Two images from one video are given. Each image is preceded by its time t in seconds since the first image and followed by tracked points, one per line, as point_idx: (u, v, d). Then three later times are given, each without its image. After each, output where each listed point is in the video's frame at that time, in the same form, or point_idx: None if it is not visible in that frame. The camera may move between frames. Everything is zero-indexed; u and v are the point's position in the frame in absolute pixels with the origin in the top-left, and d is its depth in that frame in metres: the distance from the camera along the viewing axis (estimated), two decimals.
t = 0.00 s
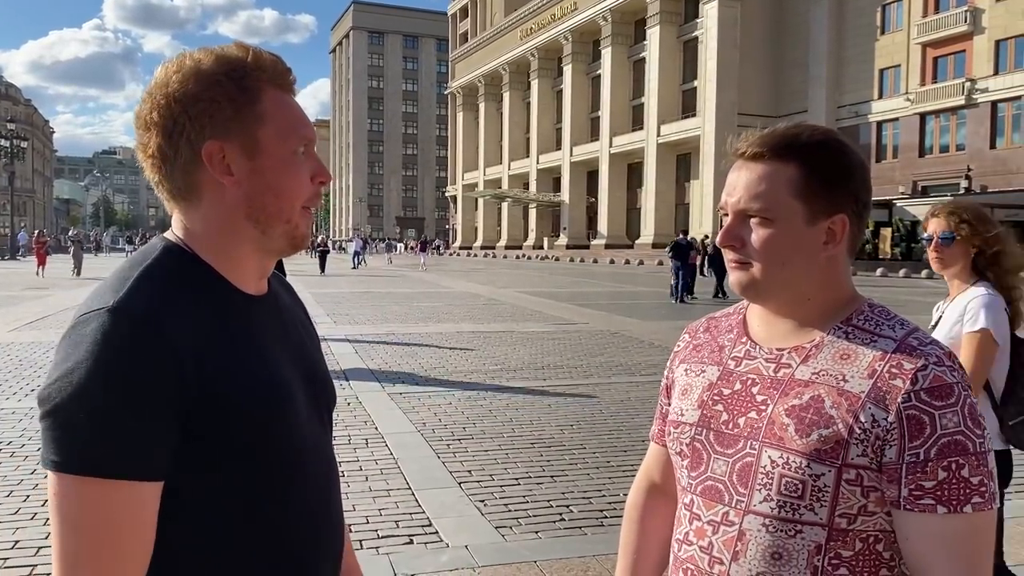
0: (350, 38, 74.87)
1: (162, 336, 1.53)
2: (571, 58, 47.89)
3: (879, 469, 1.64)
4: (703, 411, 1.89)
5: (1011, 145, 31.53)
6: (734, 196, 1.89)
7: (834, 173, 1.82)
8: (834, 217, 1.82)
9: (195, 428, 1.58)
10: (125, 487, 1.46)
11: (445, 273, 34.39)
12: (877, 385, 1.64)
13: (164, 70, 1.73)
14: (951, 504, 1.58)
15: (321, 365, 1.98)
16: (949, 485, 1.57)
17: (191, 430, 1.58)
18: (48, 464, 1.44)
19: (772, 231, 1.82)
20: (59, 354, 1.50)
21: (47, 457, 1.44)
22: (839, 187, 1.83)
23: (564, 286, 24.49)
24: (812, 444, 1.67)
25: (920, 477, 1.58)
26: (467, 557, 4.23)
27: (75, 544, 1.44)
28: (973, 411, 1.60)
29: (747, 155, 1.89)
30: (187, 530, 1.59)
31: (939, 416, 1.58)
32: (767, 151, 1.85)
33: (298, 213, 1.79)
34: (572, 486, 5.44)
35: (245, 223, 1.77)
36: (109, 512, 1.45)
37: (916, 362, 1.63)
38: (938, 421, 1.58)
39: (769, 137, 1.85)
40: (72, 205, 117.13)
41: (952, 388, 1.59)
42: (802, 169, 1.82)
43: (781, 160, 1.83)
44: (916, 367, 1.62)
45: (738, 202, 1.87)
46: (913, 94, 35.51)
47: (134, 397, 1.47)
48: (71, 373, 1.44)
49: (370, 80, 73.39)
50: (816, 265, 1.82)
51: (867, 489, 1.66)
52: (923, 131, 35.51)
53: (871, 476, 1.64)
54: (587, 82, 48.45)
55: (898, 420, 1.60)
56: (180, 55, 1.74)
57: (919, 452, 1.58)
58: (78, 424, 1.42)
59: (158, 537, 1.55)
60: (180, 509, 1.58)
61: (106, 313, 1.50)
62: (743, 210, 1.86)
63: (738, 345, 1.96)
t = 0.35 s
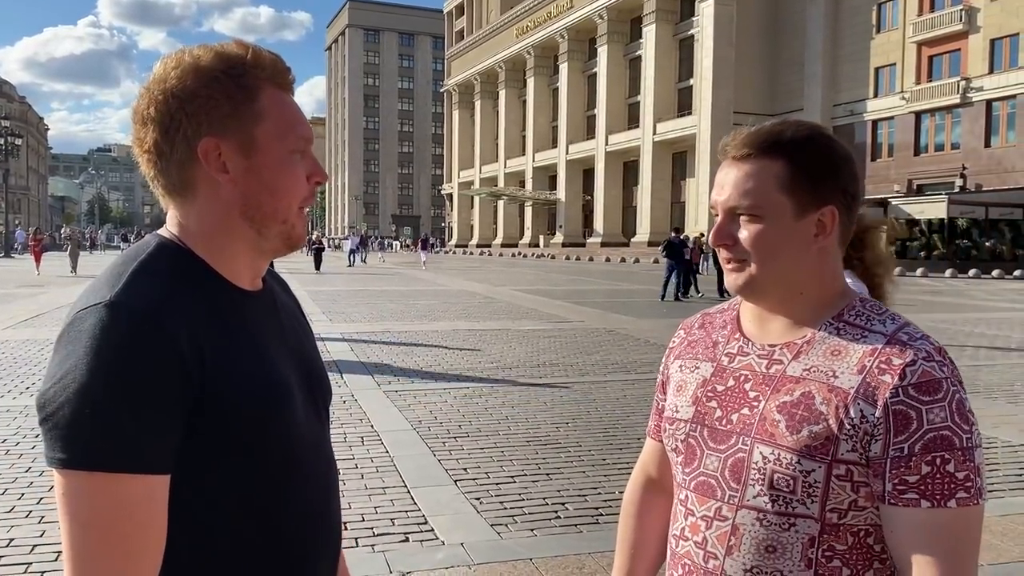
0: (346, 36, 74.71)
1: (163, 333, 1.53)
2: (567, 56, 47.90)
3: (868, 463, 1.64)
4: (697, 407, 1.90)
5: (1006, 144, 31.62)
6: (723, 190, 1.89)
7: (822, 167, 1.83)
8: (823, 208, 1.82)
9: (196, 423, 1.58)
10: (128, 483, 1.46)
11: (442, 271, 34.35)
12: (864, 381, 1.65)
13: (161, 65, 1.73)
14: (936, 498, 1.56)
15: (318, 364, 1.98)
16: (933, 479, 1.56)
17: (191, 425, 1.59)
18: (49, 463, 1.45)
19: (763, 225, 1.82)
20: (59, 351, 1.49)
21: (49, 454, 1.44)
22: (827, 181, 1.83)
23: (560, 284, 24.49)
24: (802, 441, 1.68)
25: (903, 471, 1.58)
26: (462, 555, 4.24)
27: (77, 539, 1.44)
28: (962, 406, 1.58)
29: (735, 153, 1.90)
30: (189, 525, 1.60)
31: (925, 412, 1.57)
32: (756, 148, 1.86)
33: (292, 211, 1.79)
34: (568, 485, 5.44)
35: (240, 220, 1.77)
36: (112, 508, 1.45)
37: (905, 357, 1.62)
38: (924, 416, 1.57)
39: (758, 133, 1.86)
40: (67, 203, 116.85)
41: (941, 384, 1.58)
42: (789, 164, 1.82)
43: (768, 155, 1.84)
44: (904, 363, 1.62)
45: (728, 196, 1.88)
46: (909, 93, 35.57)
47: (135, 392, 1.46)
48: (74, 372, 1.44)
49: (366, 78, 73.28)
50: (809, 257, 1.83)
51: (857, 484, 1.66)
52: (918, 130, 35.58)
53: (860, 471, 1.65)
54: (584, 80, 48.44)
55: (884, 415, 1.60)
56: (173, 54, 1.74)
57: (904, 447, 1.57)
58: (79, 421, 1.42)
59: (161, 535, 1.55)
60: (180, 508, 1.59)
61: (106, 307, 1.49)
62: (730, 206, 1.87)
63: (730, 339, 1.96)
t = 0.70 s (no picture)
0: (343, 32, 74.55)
1: (150, 333, 1.52)
2: (564, 53, 47.84)
3: (861, 470, 1.63)
4: (701, 423, 1.91)
5: (1002, 142, 31.64)
6: (698, 209, 1.91)
7: (786, 173, 1.84)
8: (785, 204, 1.82)
9: (184, 420, 1.58)
10: (112, 480, 1.45)
11: (439, 268, 34.36)
12: (852, 387, 1.63)
13: (168, 63, 1.73)
14: (925, 500, 1.52)
15: (317, 360, 1.97)
16: (921, 481, 1.52)
17: (175, 425, 1.57)
18: (32, 457, 1.44)
19: (727, 234, 1.84)
20: (45, 350, 1.48)
21: (35, 450, 1.43)
22: (794, 184, 1.84)
23: (558, 282, 24.50)
24: (800, 453, 1.69)
25: (889, 475, 1.55)
26: (459, 552, 4.24)
27: (52, 534, 1.42)
28: (955, 404, 1.53)
29: (703, 170, 1.92)
30: (175, 523, 1.59)
31: (908, 414, 1.54)
32: (743, 155, 1.86)
33: (299, 212, 1.79)
34: (565, 482, 5.45)
35: (244, 219, 1.76)
36: (94, 506, 1.44)
37: (889, 359, 1.60)
38: (908, 418, 1.54)
39: (713, 159, 1.89)
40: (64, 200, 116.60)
41: (927, 383, 1.54)
42: (747, 176, 1.84)
43: (726, 167, 1.87)
44: (889, 364, 1.59)
45: (701, 211, 1.89)
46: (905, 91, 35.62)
47: (116, 391, 1.45)
48: (59, 366, 1.43)
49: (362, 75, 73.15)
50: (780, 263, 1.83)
51: (856, 491, 1.65)
52: (914, 128, 35.65)
53: (857, 478, 1.64)
54: (581, 78, 48.44)
55: (870, 420, 1.59)
56: (181, 48, 1.73)
57: (889, 452, 1.55)
58: (61, 418, 1.41)
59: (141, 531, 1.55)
60: (166, 505, 1.58)
61: (92, 306, 1.49)
62: (699, 221, 1.90)
63: (728, 350, 1.97)
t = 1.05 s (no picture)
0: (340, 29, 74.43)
1: (135, 327, 1.52)
2: (561, 50, 47.79)
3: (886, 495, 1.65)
4: (736, 444, 1.97)
5: (999, 140, 31.86)
6: (712, 238, 1.89)
7: (810, 192, 1.81)
8: (817, 235, 1.80)
9: (170, 416, 1.58)
10: (104, 476, 1.45)
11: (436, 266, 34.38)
12: (879, 417, 1.64)
13: (158, 62, 1.72)
14: (940, 535, 1.53)
15: (309, 358, 1.96)
16: (935, 516, 1.53)
17: (161, 420, 1.57)
18: (19, 454, 1.44)
19: (756, 274, 1.82)
20: (32, 344, 1.47)
21: (23, 445, 1.42)
22: (818, 212, 1.81)
23: (555, 279, 24.52)
24: (828, 481, 1.72)
25: (906, 505, 1.57)
26: (456, 549, 4.25)
27: (45, 530, 1.43)
28: (984, 440, 1.51)
29: (717, 198, 1.89)
30: (168, 518, 1.59)
31: (929, 448, 1.54)
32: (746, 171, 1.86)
33: (288, 205, 1.79)
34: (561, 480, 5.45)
35: (233, 210, 1.75)
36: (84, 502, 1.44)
37: (918, 391, 1.59)
38: (932, 451, 1.54)
39: (727, 184, 1.86)
40: (59, 197, 115.98)
41: (954, 416, 1.54)
42: (770, 203, 1.81)
43: (745, 202, 1.83)
44: (918, 398, 1.59)
45: (716, 245, 1.88)
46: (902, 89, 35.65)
47: (100, 385, 1.44)
48: (45, 362, 1.42)
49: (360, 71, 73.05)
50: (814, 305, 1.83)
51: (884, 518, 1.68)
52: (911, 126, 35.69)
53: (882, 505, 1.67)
54: (578, 75, 48.39)
55: (895, 450, 1.60)
56: (174, 44, 1.73)
57: (909, 483, 1.56)
58: (49, 413, 1.41)
59: (134, 527, 1.55)
60: (155, 500, 1.58)
61: (78, 302, 1.48)
62: (724, 258, 1.86)
63: (758, 366, 2.00)
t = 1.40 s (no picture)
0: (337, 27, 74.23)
1: (109, 315, 1.52)
2: (560, 48, 47.68)
3: (905, 482, 1.68)
4: (745, 418, 1.96)
5: (996, 138, 32.09)
6: (769, 216, 1.90)
7: (874, 187, 1.84)
8: (870, 229, 1.83)
9: (150, 404, 1.57)
10: (89, 459, 1.46)
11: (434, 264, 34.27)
12: (904, 401, 1.67)
13: (142, 59, 1.74)
14: (970, 520, 1.57)
15: (302, 352, 1.95)
16: (966, 500, 1.57)
17: (140, 410, 1.56)
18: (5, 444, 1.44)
19: (811, 253, 1.83)
20: (14, 334, 1.48)
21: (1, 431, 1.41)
22: (877, 205, 1.84)
23: (554, 277, 24.46)
24: (843, 460, 1.73)
25: (935, 488, 1.60)
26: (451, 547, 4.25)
27: (36, 520, 1.43)
28: (1006, 427, 1.57)
29: (780, 167, 1.90)
30: (153, 504, 1.59)
31: (961, 434, 1.58)
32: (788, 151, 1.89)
33: (264, 192, 1.77)
34: (560, 476, 5.47)
35: (205, 202, 1.75)
36: (68, 487, 1.44)
37: (944, 378, 1.63)
38: (961, 438, 1.58)
39: (803, 153, 1.85)
40: (56, 195, 115.73)
41: (978, 405, 1.59)
42: (843, 186, 1.82)
43: (816, 177, 1.83)
44: (943, 384, 1.62)
45: (770, 219, 1.89)
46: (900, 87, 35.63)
47: (77, 373, 1.45)
48: (21, 353, 1.43)
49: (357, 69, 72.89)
50: (851, 297, 1.86)
51: (897, 502, 1.70)
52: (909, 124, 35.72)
53: (897, 490, 1.69)
54: (576, 73, 48.38)
55: (920, 435, 1.62)
56: (151, 46, 1.74)
57: (938, 467, 1.60)
58: (23, 402, 1.41)
59: (121, 512, 1.55)
60: (139, 488, 1.58)
61: (56, 291, 1.49)
62: (780, 230, 1.87)
63: (771, 347, 2.01)
